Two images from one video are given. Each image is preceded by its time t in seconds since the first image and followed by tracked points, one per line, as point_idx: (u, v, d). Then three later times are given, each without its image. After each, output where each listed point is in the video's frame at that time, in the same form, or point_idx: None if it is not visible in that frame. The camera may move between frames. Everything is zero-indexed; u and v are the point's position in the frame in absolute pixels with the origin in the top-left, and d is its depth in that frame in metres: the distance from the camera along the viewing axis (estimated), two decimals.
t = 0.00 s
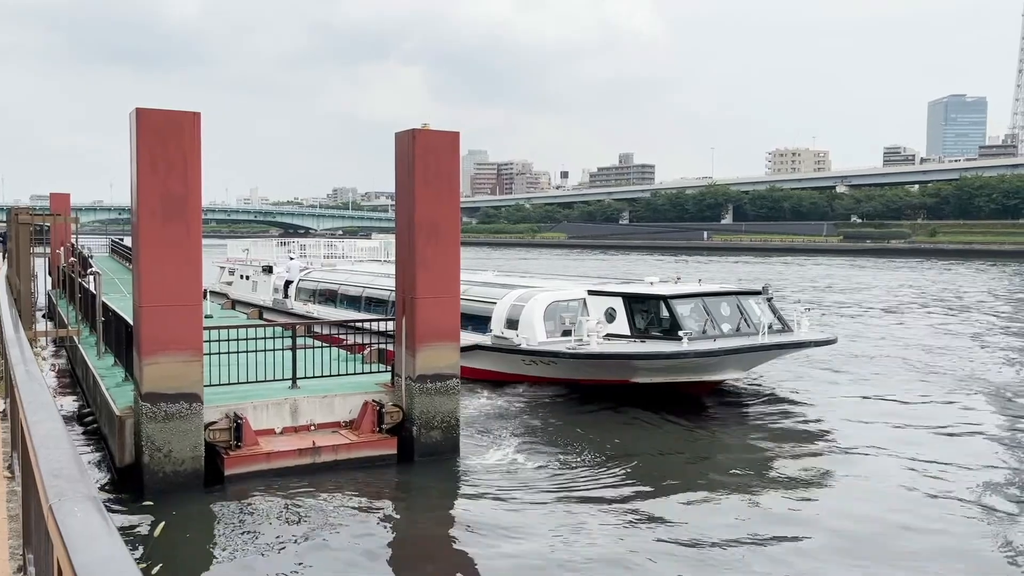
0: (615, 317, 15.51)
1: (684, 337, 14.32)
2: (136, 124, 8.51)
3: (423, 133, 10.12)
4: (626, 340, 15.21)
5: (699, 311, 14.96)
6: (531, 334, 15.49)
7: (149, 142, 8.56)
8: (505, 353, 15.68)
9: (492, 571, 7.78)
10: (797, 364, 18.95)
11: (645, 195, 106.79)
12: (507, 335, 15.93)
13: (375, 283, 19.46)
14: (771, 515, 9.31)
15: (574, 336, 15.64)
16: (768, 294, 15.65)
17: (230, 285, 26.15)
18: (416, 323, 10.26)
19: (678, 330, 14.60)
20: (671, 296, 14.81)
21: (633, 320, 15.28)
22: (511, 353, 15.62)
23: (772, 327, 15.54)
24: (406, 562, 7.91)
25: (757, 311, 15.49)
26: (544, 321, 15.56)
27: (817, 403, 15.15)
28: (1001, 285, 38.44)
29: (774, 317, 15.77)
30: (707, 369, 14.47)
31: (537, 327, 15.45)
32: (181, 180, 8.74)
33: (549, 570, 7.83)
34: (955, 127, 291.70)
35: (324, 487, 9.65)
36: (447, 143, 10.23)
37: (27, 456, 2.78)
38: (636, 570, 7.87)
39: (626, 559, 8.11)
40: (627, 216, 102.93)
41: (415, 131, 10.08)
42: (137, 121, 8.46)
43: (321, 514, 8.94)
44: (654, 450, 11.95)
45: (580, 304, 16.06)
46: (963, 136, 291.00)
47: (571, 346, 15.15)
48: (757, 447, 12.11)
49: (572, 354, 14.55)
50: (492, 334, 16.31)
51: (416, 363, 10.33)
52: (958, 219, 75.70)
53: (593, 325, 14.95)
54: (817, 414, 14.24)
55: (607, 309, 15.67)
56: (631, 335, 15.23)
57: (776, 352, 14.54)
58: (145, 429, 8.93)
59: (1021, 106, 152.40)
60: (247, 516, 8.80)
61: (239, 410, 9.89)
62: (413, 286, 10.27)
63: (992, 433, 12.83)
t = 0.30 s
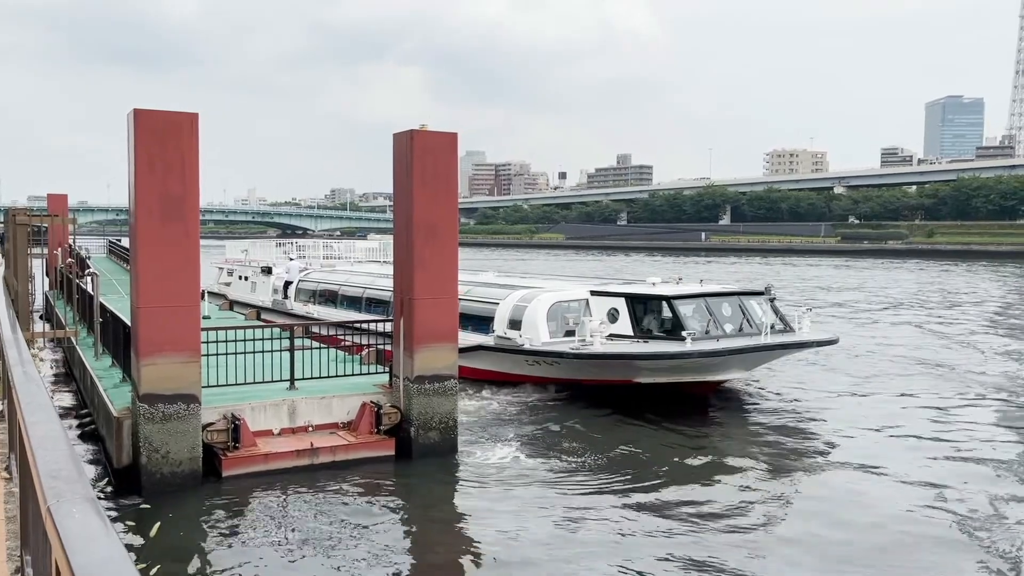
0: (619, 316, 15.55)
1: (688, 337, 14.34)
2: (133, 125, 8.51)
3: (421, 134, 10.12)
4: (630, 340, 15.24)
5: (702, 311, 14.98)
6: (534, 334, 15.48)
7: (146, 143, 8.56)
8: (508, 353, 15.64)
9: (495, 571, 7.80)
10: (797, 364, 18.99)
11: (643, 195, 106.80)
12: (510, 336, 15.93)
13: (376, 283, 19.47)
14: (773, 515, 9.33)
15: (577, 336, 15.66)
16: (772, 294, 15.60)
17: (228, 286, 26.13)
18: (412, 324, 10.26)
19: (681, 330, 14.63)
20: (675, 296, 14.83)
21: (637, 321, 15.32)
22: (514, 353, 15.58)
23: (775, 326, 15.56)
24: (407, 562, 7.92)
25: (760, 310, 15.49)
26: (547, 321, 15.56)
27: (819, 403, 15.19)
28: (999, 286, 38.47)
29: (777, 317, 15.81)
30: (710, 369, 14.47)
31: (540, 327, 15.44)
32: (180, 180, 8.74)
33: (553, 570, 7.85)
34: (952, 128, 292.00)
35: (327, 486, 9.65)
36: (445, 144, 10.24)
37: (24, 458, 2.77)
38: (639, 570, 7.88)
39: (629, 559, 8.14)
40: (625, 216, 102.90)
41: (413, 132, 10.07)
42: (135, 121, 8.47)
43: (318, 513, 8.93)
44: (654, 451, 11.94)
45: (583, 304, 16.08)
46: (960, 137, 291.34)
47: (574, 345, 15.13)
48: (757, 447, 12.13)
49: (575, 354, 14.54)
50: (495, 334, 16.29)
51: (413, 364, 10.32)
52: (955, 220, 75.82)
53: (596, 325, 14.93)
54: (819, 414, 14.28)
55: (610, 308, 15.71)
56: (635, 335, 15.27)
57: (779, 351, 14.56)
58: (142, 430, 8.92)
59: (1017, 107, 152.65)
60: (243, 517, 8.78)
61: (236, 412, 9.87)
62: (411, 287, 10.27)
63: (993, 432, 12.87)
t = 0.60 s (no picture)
0: (622, 317, 15.48)
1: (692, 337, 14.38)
2: (131, 126, 8.51)
3: (419, 134, 10.12)
4: (634, 341, 15.15)
5: (705, 312, 15.01)
6: (538, 334, 15.45)
7: (144, 144, 8.55)
8: (512, 353, 15.63)
9: (503, 571, 7.82)
10: (798, 366, 19.01)
11: (641, 196, 106.75)
12: (514, 336, 15.93)
13: (377, 284, 19.44)
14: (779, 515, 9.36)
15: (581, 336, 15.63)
16: (773, 294, 15.68)
17: (227, 287, 26.08)
18: (410, 325, 10.26)
19: (684, 330, 14.69)
20: (678, 296, 14.87)
21: (640, 321, 15.24)
22: (518, 353, 15.57)
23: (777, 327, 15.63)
24: (414, 562, 7.93)
25: (762, 311, 15.58)
26: (551, 321, 15.54)
27: (821, 403, 15.21)
28: (996, 287, 38.54)
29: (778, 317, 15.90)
30: (714, 369, 14.47)
31: (544, 327, 15.41)
32: (179, 180, 8.74)
33: (562, 569, 7.86)
34: (949, 129, 292.38)
35: (328, 487, 9.65)
36: (442, 145, 10.24)
37: (22, 459, 2.77)
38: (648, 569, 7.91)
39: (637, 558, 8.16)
40: (623, 218, 102.83)
41: (411, 133, 10.06)
42: (133, 122, 8.47)
43: (318, 515, 8.92)
44: (655, 451, 11.94)
45: (587, 304, 16.05)
46: (957, 138, 291.67)
47: (578, 346, 15.09)
48: (761, 448, 12.14)
49: (580, 354, 14.50)
50: (499, 334, 16.28)
51: (411, 365, 10.32)
52: (952, 221, 75.91)
53: (600, 325, 14.98)
54: (821, 414, 14.31)
55: (613, 309, 15.65)
56: (638, 336, 15.20)
57: (782, 352, 14.56)
58: (140, 431, 8.91)
59: (1014, 109, 153.13)
60: (241, 518, 8.77)
61: (233, 413, 9.84)
62: (409, 287, 10.27)
63: (995, 432, 12.91)
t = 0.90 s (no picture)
0: (625, 318, 15.45)
1: (695, 337, 14.41)
2: (129, 127, 8.51)
3: (417, 135, 10.13)
4: (636, 341, 15.16)
5: (707, 312, 15.04)
6: (541, 335, 15.45)
7: (142, 144, 8.55)
8: (515, 354, 15.62)
9: (513, 571, 7.82)
10: (799, 366, 19.04)
11: (638, 198, 106.82)
12: (517, 337, 15.93)
13: (377, 285, 19.43)
14: (787, 515, 9.37)
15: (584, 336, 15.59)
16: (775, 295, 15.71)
17: (225, 288, 26.06)
18: (409, 325, 10.27)
19: (687, 331, 14.70)
20: (680, 297, 14.90)
21: (644, 322, 15.20)
22: (519, 354, 15.57)
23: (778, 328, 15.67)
24: (422, 564, 7.92)
25: (764, 312, 15.61)
26: (554, 322, 15.55)
27: (822, 404, 15.24)
28: (993, 288, 38.60)
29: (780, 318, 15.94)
30: (716, 370, 14.49)
31: (547, 328, 15.42)
32: (177, 181, 8.74)
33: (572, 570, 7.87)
34: (947, 130, 292.77)
35: (330, 490, 9.66)
36: (441, 146, 10.25)
37: (20, 461, 2.77)
38: (658, 569, 7.92)
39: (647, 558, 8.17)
40: (621, 219, 102.87)
41: (409, 134, 10.08)
42: (132, 122, 8.47)
43: (318, 519, 8.88)
44: (657, 452, 11.93)
45: (589, 305, 16.06)
46: (953, 139, 292.25)
47: (581, 346, 15.10)
48: (765, 448, 12.15)
49: (582, 355, 14.51)
50: (501, 335, 16.29)
51: (409, 366, 10.31)
52: (949, 222, 76.01)
53: (602, 326, 15.09)
54: (822, 415, 14.34)
55: (616, 309, 15.62)
56: (641, 337, 15.15)
57: (784, 352, 14.60)
58: (137, 432, 8.91)
59: (1010, 110, 153.43)
60: (240, 522, 8.74)
61: (231, 414, 9.83)
62: (407, 288, 10.27)
63: (998, 433, 12.94)
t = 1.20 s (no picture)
0: (627, 319, 15.49)
1: (698, 338, 14.42)
2: (126, 129, 8.50)
3: (415, 136, 10.13)
4: (638, 343, 15.17)
5: (710, 313, 15.04)
6: (544, 336, 15.45)
7: (139, 146, 8.55)
8: (517, 355, 15.63)
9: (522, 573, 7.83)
10: (799, 367, 19.06)
11: (636, 198, 106.85)
12: (519, 339, 15.92)
13: (378, 286, 19.43)
14: (794, 516, 9.37)
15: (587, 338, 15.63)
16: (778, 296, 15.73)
17: (224, 289, 26.02)
18: (406, 327, 10.27)
19: (690, 332, 14.71)
20: (683, 298, 14.91)
21: (646, 325, 15.25)
22: (522, 355, 15.58)
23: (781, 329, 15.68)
24: (430, 566, 7.92)
25: (766, 313, 15.63)
26: (557, 323, 15.56)
27: (824, 404, 15.25)
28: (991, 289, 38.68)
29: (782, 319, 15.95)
30: (718, 371, 14.51)
31: (550, 329, 15.44)
32: (174, 182, 8.73)
33: (580, 570, 7.89)
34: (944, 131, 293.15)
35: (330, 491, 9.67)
36: (439, 147, 10.25)
37: (17, 461, 2.76)
38: (666, 571, 7.92)
39: (656, 560, 8.17)
40: (618, 220, 102.87)
41: (407, 135, 10.08)
42: (129, 123, 8.47)
43: (318, 523, 8.83)
44: (660, 452, 11.94)
45: (591, 306, 16.06)
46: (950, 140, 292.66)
47: (584, 347, 15.11)
48: (769, 449, 12.16)
49: (585, 356, 14.53)
50: (504, 337, 16.28)
51: (407, 367, 10.31)
52: (947, 223, 76.09)
53: (605, 327, 15.05)
54: (824, 415, 14.36)
55: (617, 312, 15.66)
56: (644, 339, 15.19)
57: (787, 353, 14.61)
58: (135, 433, 8.90)
59: (1007, 111, 153.70)
60: (239, 524, 8.71)
61: (229, 415, 9.82)
62: (405, 289, 10.26)
63: (1000, 433, 12.97)
